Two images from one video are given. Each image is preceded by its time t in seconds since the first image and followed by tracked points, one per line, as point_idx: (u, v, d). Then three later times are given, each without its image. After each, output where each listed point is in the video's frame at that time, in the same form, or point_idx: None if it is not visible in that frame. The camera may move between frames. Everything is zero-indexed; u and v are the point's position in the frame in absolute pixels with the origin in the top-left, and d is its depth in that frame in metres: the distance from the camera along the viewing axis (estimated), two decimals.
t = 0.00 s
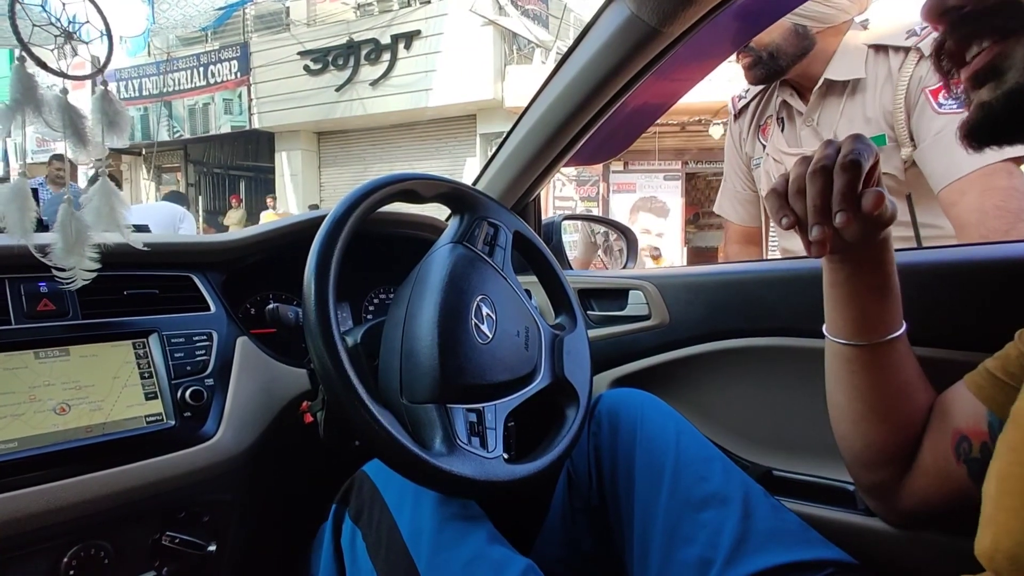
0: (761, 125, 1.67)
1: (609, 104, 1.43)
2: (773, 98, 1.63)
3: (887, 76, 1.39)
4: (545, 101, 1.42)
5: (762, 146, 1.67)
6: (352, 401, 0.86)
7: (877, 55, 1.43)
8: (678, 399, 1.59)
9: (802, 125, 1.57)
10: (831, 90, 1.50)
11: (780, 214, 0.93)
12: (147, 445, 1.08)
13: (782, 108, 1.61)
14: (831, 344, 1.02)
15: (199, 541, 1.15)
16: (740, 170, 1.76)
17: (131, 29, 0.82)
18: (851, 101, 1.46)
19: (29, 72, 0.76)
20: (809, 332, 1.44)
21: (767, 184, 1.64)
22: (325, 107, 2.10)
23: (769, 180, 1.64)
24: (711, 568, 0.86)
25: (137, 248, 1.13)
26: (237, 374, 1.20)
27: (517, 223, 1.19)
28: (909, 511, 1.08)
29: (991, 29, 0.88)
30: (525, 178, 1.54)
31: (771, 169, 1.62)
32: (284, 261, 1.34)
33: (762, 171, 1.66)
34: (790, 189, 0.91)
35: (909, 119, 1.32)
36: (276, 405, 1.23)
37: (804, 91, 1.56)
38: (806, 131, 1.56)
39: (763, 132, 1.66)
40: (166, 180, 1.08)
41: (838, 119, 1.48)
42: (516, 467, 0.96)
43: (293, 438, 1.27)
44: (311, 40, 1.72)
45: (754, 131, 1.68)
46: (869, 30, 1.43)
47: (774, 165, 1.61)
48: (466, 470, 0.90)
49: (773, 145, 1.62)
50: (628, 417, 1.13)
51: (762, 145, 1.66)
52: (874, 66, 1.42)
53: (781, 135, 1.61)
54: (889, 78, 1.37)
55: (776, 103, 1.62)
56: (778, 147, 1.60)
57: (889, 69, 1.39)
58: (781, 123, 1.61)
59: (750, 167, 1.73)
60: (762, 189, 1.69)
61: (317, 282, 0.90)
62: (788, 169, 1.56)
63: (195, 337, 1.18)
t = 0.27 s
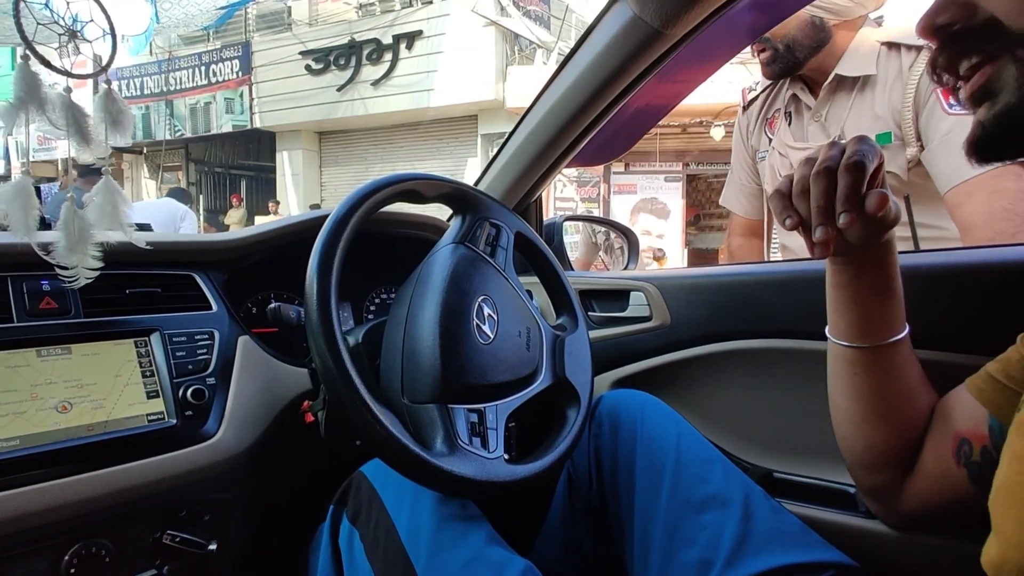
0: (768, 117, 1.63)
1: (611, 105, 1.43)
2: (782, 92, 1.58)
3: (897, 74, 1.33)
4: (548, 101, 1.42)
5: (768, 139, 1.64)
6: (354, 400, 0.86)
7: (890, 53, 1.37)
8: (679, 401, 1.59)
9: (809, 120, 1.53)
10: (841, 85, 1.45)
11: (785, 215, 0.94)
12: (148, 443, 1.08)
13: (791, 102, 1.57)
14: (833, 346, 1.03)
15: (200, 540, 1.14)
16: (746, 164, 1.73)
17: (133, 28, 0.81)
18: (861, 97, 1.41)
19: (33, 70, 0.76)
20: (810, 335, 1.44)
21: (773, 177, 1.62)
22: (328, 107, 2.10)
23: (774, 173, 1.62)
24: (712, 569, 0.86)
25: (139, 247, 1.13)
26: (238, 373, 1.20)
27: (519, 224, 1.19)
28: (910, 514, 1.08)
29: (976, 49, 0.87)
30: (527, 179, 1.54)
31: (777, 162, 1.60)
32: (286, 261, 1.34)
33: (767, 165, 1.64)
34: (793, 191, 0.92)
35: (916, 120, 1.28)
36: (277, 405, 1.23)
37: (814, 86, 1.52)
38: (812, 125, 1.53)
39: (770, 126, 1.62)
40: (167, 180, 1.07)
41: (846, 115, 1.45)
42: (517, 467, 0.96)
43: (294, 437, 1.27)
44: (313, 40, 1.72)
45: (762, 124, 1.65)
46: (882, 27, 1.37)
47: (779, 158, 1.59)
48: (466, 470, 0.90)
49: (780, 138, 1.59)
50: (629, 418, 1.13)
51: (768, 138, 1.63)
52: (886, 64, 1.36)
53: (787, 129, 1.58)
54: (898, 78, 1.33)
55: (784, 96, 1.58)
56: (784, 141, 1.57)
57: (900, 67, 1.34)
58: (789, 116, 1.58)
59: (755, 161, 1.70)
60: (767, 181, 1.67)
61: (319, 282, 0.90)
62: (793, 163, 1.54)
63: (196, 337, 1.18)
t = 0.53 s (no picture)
0: (779, 107, 1.66)
1: (613, 106, 1.43)
2: (796, 81, 1.61)
3: (909, 69, 1.36)
4: (549, 103, 1.42)
5: (777, 127, 1.66)
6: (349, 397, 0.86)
7: (905, 47, 1.38)
8: (679, 402, 1.59)
9: (819, 110, 1.56)
10: (854, 77, 1.48)
11: (791, 214, 0.99)
12: (149, 443, 1.08)
13: (804, 91, 1.59)
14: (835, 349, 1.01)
15: (200, 540, 1.14)
16: (753, 153, 1.74)
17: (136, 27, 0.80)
18: (871, 90, 1.44)
19: (35, 69, 0.76)
20: (812, 336, 1.44)
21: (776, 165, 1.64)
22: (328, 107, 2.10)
23: (778, 161, 1.63)
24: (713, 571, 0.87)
25: (139, 246, 1.13)
26: (239, 373, 1.20)
27: (527, 230, 1.19)
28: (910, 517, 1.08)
29: (982, 54, 0.69)
30: (527, 180, 1.54)
31: (783, 150, 1.62)
32: (287, 260, 1.34)
33: (773, 153, 1.65)
34: (800, 192, 0.99)
35: (922, 116, 1.32)
36: (277, 404, 1.23)
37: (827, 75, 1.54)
38: (822, 116, 1.55)
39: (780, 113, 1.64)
40: (168, 180, 1.06)
41: (855, 107, 1.48)
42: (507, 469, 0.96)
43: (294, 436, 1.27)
44: (315, 40, 1.73)
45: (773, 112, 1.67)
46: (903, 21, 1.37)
47: (784, 147, 1.61)
48: (456, 469, 0.90)
49: (788, 125, 1.61)
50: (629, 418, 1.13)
51: (777, 126, 1.65)
52: (899, 60, 1.39)
53: (797, 118, 1.60)
54: (910, 73, 1.36)
55: (798, 85, 1.60)
56: (792, 129, 1.59)
57: (913, 62, 1.36)
58: (799, 105, 1.60)
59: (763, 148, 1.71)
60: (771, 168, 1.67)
61: (319, 281, 0.90)
62: (797, 151, 1.57)
63: (197, 336, 1.18)
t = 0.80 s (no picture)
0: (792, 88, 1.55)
1: (613, 106, 1.43)
2: (813, 64, 1.52)
3: (926, 61, 1.38)
4: (550, 103, 1.42)
5: (786, 110, 1.55)
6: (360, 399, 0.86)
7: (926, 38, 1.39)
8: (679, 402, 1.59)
9: (830, 93, 1.48)
10: (871, 64, 1.43)
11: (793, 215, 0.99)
12: (149, 441, 1.08)
13: (818, 76, 1.51)
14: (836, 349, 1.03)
15: (200, 539, 1.14)
16: (760, 132, 1.64)
17: (137, 28, 0.80)
18: (886, 79, 1.41)
19: (36, 69, 0.76)
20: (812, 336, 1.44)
21: (780, 146, 1.52)
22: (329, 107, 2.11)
23: (781, 142, 1.52)
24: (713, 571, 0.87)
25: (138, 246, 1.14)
26: (240, 372, 1.20)
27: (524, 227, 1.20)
28: (910, 518, 1.08)
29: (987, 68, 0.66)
30: (528, 180, 1.53)
31: (789, 132, 1.51)
32: (289, 260, 1.34)
33: (778, 136, 1.54)
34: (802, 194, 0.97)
35: (934, 110, 1.32)
36: (279, 403, 1.23)
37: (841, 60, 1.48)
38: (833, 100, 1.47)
39: (778, 78, 1.59)
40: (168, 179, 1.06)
41: (865, 94, 1.43)
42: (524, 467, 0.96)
43: (295, 435, 1.27)
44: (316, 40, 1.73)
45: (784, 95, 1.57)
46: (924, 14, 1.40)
47: (791, 128, 1.50)
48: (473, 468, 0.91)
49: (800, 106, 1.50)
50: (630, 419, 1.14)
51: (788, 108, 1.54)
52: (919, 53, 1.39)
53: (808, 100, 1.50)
54: (931, 65, 1.37)
55: (814, 68, 1.52)
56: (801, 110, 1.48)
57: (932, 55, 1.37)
58: (811, 88, 1.51)
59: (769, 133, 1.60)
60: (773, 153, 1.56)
61: (324, 281, 0.90)
62: (803, 133, 1.46)
63: (198, 336, 1.18)
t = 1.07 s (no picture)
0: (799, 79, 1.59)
1: (613, 107, 1.44)
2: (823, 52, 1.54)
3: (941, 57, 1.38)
4: (550, 103, 1.42)
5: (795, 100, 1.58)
6: (365, 400, 0.86)
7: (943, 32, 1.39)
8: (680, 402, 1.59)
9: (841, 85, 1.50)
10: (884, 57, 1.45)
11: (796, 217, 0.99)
12: (151, 441, 1.08)
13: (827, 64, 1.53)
14: (836, 352, 1.05)
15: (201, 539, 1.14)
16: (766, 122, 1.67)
17: (139, 27, 0.80)
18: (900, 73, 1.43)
19: (38, 68, 0.76)
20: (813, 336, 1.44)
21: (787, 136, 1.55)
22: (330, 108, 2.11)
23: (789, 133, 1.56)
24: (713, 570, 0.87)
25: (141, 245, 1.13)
26: (240, 371, 1.20)
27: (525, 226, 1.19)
28: (911, 518, 1.08)
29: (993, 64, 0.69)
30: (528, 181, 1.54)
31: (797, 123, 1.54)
32: (290, 260, 1.34)
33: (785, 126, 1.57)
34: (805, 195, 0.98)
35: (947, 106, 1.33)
36: (279, 403, 1.24)
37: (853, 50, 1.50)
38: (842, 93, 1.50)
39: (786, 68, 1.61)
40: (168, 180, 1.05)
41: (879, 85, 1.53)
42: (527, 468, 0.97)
43: (295, 435, 1.27)
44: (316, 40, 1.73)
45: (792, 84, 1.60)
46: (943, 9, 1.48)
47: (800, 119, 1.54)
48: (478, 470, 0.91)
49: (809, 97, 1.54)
50: (630, 419, 1.13)
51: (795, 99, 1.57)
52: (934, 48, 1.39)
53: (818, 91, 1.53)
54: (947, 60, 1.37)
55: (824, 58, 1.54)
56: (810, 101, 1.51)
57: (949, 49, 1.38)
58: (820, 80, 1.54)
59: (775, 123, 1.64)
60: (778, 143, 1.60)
61: (331, 283, 0.90)
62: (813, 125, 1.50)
63: (199, 335, 1.19)
